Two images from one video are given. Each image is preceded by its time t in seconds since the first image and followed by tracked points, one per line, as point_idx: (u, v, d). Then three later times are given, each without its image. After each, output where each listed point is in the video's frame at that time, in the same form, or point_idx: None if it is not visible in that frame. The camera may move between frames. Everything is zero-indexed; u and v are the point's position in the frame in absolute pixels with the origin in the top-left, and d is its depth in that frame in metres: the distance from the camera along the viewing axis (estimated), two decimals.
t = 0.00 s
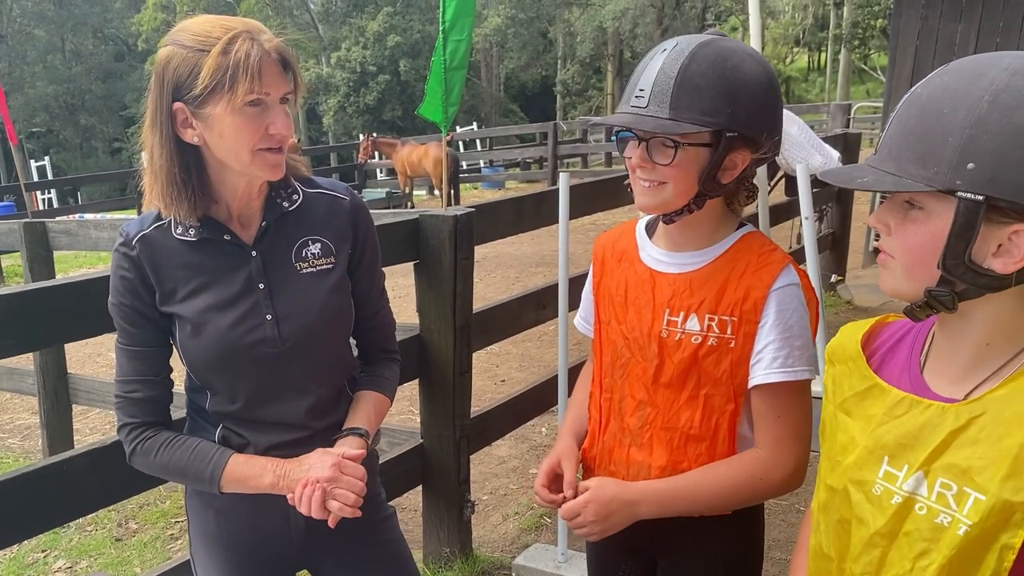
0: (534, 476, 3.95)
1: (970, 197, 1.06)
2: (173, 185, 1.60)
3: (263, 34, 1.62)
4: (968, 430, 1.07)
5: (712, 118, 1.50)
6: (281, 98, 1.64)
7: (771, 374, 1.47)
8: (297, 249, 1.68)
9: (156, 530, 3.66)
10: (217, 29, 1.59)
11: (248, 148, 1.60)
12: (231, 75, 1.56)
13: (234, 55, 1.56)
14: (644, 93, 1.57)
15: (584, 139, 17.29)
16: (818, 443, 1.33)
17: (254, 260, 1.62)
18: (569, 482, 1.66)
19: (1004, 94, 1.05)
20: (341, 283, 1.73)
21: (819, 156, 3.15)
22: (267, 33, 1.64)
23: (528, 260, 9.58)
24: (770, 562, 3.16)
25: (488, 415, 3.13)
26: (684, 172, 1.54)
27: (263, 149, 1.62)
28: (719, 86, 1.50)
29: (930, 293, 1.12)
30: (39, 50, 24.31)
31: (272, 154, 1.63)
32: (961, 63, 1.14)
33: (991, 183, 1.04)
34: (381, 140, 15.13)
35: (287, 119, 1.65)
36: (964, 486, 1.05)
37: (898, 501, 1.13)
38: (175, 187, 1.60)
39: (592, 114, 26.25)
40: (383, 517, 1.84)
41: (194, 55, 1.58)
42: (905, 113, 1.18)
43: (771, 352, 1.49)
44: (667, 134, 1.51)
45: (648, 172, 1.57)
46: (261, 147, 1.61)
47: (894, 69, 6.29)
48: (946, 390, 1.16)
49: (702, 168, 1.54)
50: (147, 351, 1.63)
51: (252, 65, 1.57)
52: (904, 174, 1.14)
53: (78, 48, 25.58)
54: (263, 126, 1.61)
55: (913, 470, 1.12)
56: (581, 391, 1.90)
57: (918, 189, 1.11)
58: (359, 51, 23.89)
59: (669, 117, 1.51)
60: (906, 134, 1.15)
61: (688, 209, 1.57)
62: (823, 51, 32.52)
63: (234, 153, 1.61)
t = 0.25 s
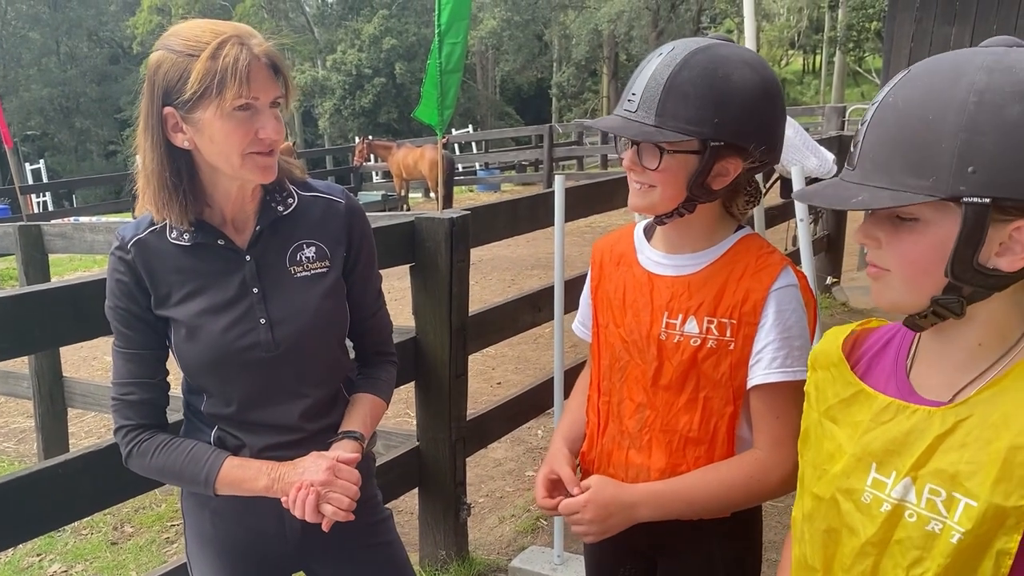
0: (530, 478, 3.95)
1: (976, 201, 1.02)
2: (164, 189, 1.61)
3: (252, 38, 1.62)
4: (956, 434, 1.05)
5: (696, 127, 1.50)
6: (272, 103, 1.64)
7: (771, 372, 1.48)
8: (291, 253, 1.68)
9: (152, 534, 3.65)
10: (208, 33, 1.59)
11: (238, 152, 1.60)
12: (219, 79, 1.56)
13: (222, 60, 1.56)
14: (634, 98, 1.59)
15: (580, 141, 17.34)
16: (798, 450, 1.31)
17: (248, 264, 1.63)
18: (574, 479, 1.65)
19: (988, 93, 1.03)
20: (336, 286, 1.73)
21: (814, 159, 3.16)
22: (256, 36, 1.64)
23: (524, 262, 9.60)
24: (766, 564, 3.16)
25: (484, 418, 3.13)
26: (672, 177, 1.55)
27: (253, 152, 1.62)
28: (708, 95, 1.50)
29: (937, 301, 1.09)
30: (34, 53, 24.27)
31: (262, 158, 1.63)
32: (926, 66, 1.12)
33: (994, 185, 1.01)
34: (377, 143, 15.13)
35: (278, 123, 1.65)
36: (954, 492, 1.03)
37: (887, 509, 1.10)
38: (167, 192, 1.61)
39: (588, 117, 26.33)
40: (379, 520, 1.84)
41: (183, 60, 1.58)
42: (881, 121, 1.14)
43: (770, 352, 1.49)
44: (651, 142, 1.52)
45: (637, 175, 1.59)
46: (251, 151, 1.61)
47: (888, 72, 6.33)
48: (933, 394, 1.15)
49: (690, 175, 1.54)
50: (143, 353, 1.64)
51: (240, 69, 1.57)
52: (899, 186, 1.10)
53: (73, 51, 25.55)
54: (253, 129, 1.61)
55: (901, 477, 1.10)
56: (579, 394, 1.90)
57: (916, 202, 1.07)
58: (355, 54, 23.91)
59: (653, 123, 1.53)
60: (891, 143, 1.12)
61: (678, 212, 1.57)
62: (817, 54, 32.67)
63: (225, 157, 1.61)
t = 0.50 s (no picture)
0: (529, 479, 3.95)
1: (973, 203, 1.00)
2: (166, 189, 1.60)
3: (254, 39, 1.62)
4: (956, 433, 1.04)
5: (690, 131, 1.51)
6: (274, 104, 1.65)
7: (769, 375, 1.48)
8: (291, 253, 1.68)
9: (152, 535, 3.65)
10: (209, 34, 1.59)
11: (241, 152, 1.60)
12: (222, 80, 1.56)
13: (225, 60, 1.57)
14: (630, 101, 1.60)
15: (579, 142, 17.36)
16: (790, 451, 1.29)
17: (249, 265, 1.63)
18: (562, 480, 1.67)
19: (973, 94, 1.02)
20: (336, 287, 1.73)
21: (814, 159, 3.17)
22: (257, 37, 1.64)
23: (524, 263, 9.60)
24: (766, 564, 3.16)
25: (484, 419, 3.13)
26: (668, 178, 1.56)
27: (256, 153, 1.62)
28: (701, 98, 1.50)
29: (939, 306, 1.06)
30: (33, 54, 24.28)
31: (265, 158, 1.64)
32: (901, 71, 1.11)
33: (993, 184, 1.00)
34: (376, 144, 15.14)
35: (280, 123, 1.65)
36: (954, 490, 1.02)
37: (886, 509, 1.09)
38: (170, 194, 1.60)
39: (587, 118, 26.35)
40: (379, 520, 1.84)
41: (185, 61, 1.58)
42: (866, 132, 1.12)
43: (768, 354, 1.49)
44: (644, 145, 1.54)
45: (634, 177, 1.60)
46: (254, 152, 1.61)
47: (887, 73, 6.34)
48: (934, 394, 1.14)
49: (685, 177, 1.55)
50: (143, 354, 1.64)
51: (243, 70, 1.57)
52: (891, 196, 1.07)
53: (73, 52, 25.56)
54: (255, 130, 1.61)
55: (900, 476, 1.08)
56: (577, 396, 1.90)
57: (910, 210, 1.05)
58: (354, 55, 23.92)
59: (646, 126, 1.54)
60: (878, 151, 1.10)
61: (675, 214, 1.58)
62: (816, 55, 32.72)
63: (227, 157, 1.61)
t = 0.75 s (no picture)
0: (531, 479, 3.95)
1: (972, 205, 0.99)
2: (174, 187, 1.60)
3: (263, 38, 1.63)
4: (949, 439, 1.04)
5: (682, 131, 1.51)
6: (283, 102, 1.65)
7: (766, 376, 1.47)
8: (295, 253, 1.68)
9: (153, 535, 3.65)
10: (219, 33, 1.60)
11: (250, 150, 1.60)
12: (233, 78, 1.56)
13: (235, 59, 1.57)
14: (625, 102, 1.61)
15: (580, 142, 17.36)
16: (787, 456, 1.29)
17: (253, 265, 1.63)
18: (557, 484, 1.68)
19: (967, 94, 1.01)
20: (340, 287, 1.73)
21: (816, 159, 3.17)
22: (267, 36, 1.64)
23: (524, 263, 9.60)
24: (768, 564, 3.16)
25: (486, 419, 3.13)
26: (664, 179, 1.56)
27: (264, 151, 1.62)
28: (693, 97, 1.50)
29: (939, 311, 1.06)
30: (35, 54, 24.31)
31: (273, 157, 1.64)
32: (892, 74, 1.10)
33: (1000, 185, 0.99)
34: (377, 144, 15.15)
35: (287, 122, 1.65)
36: (945, 498, 1.02)
37: (878, 516, 1.09)
38: (178, 192, 1.60)
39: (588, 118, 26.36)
40: (383, 520, 1.84)
41: (195, 59, 1.58)
42: (861, 136, 1.10)
43: (765, 355, 1.48)
44: (637, 146, 1.54)
45: (632, 178, 1.61)
46: (262, 150, 1.62)
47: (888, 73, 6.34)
48: (929, 399, 1.14)
49: (681, 177, 1.54)
50: (147, 354, 1.64)
51: (253, 68, 1.57)
52: (887, 200, 1.07)
53: (75, 52, 25.58)
54: (264, 129, 1.61)
55: (893, 482, 1.08)
56: (577, 397, 1.89)
57: (908, 214, 1.04)
58: (355, 55, 23.93)
59: (639, 127, 1.55)
60: (872, 156, 1.09)
61: (674, 214, 1.58)
62: (817, 55, 32.72)
63: (236, 155, 1.61)
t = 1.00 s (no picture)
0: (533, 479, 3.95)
1: (956, 207, 0.99)
2: (185, 185, 1.60)
3: (276, 38, 1.63)
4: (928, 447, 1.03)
5: (680, 132, 1.51)
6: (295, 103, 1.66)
7: (766, 378, 1.46)
8: (301, 253, 1.68)
9: (155, 534, 3.65)
10: (232, 32, 1.60)
11: (262, 149, 1.60)
12: (246, 76, 1.57)
13: (249, 57, 1.57)
14: (626, 104, 1.61)
15: (582, 142, 17.35)
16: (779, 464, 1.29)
17: (259, 264, 1.63)
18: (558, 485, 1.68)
19: (956, 94, 1.00)
20: (345, 287, 1.73)
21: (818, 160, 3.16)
22: (280, 36, 1.65)
23: (527, 263, 9.60)
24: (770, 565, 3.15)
25: (488, 419, 3.13)
26: (665, 180, 1.56)
27: (275, 150, 1.62)
28: (692, 98, 1.51)
29: (924, 314, 1.05)
30: (37, 53, 24.34)
31: (284, 156, 1.64)
32: (883, 73, 1.10)
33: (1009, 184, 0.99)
34: (379, 145, 15.15)
35: (298, 122, 1.66)
36: (923, 506, 1.01)
37: (859, 525, 1.08)
38: (189, 190, 1.60)
39: (590, 118, 26.35)
40: (386, 520, 1.84)
41: (209, 57, 1.59)
42: (849, 136, 1.10)
43: (766, 356, 1.48)
44: (636, 147, 1.54)
45: (634, 179, 1.61)
46: (274, 149, 1.62)
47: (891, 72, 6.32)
48: (912, 406, 1.13)
49: (683, 177, 1.54)
50: (151, 352, 1.64)
51: (267, 67, 1.58)
52: (874, 201, 1.06)
53: (77, 52, 25.60)
54: (275, 128, 1.61)
55: (874, 491, 1.08)
56: (582, 396, 1.89)
57: (893, 214, 1.04)
58: (357, 55, 23.93)
59: (639, 128, 1.55)
60: (859, 154, 1.08)
61: (677, 215, 1.58)
62: (819, 55, 32.69)
63: (246, 154, 1.61)
